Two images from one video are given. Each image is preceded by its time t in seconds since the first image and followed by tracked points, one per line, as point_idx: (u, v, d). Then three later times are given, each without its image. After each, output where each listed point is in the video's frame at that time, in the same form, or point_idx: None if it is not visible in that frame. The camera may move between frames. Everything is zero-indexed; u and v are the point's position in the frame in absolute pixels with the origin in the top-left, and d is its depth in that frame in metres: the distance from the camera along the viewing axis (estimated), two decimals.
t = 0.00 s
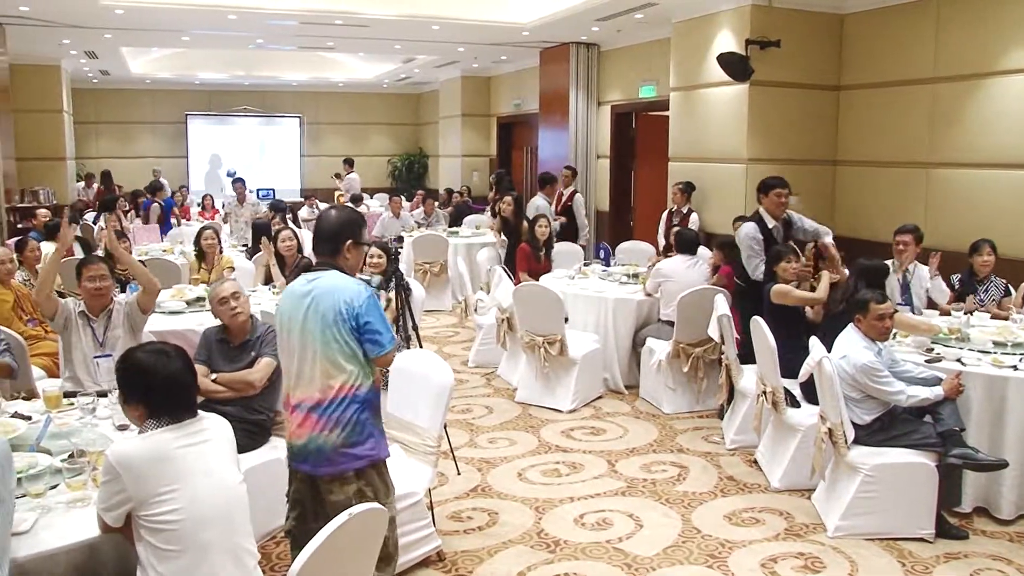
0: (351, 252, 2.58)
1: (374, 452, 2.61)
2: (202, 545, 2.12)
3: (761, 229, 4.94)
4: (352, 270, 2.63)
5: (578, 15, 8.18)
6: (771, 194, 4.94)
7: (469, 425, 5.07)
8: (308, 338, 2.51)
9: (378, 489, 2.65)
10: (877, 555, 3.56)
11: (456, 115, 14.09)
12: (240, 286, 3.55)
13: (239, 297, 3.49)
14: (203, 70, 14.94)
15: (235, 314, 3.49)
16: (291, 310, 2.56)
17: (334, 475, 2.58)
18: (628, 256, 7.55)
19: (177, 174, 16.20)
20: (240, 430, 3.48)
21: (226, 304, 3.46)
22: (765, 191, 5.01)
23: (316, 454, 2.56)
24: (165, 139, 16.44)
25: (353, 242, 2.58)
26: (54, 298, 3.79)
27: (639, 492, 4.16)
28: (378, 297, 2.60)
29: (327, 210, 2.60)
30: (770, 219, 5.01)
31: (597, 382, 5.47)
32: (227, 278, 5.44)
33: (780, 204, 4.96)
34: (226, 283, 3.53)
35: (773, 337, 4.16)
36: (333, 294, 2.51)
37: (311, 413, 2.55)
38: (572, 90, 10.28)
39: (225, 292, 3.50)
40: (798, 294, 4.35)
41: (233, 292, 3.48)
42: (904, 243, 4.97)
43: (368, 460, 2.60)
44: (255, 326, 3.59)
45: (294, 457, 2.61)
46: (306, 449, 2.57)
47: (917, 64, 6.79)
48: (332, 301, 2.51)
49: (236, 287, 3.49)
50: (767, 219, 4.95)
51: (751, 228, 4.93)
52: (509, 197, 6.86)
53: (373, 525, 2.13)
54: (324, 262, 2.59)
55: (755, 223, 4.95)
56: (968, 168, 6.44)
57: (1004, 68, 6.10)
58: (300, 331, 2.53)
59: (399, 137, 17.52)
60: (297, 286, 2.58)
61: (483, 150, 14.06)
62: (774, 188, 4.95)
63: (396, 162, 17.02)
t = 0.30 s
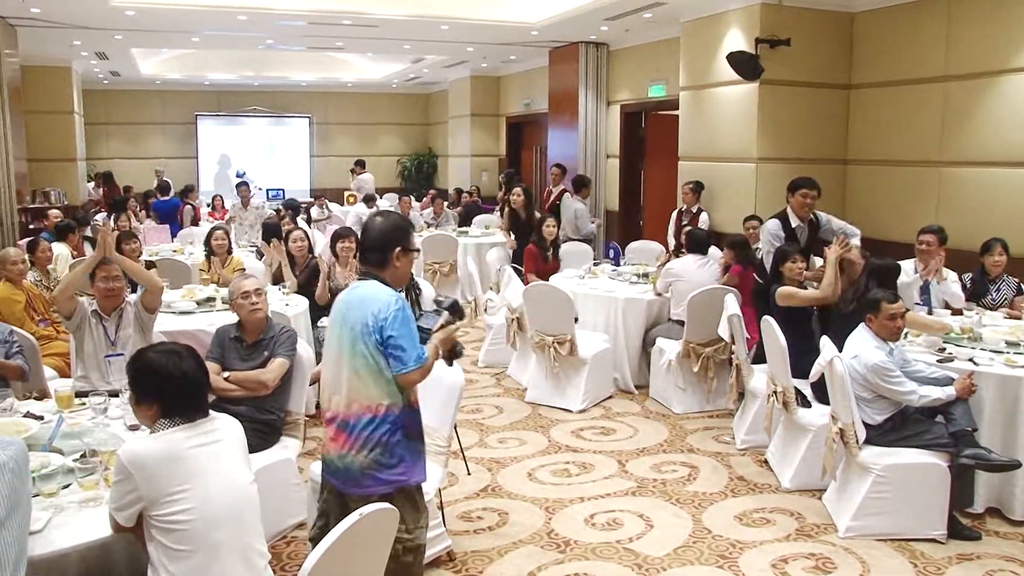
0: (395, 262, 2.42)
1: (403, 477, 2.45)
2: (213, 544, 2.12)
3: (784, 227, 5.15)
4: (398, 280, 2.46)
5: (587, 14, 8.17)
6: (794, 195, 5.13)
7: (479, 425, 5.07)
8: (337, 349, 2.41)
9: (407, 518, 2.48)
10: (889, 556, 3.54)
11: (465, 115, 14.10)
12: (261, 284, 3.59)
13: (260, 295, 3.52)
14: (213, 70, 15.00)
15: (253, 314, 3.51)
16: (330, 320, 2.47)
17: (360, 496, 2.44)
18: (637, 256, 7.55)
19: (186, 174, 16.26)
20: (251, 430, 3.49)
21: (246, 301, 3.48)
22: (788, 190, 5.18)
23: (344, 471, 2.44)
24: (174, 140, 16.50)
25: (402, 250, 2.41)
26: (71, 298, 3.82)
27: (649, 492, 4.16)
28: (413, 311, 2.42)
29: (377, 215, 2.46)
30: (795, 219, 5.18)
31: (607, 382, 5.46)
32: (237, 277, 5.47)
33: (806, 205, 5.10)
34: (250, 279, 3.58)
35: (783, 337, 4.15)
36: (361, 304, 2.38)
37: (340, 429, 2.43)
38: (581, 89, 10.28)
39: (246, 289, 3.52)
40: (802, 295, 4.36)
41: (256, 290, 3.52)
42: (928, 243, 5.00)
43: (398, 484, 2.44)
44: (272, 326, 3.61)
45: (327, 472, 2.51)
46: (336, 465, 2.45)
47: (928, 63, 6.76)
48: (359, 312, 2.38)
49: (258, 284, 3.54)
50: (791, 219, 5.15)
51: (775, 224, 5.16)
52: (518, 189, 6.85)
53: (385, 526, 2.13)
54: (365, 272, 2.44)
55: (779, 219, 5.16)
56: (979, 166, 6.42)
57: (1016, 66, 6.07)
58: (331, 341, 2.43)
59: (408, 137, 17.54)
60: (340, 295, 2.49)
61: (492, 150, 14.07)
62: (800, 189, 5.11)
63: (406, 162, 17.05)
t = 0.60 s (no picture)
0: (431, 263, 2.34)
1: (422, 486, 2.39)
2: (224, 543, 2.12)
3: (799, 226, 5.14)
4: (434, 281, 2.37)
5: (597, 14, 8.16)
6: (808, 195, 5.11)
7: (490, 424, 5.07)
8: (370, 348, 2.39)
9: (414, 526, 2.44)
10: (901, 556, 3.52)
11: (475, 115, 14.11)
12: (273, 284, 3.61)
13: (273, 295, 3.55)
14: (223, 71, 15.05)
15: (265, 314, 3.53)
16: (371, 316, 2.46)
17: (378, 498, 2.42)
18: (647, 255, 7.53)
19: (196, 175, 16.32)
20: (262, 430, 3.49)
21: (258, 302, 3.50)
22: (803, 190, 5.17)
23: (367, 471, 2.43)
24: (185, 141, 16.55)
25: (440, 249, 2.34)
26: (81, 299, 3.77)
27: (660, 492, 4.15)
28: (441, 316, 2.33)
29: (417, 212, 2.39)
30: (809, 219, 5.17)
31: (618, 381, 5.45)
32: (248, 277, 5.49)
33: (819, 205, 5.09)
34: (261, 279, 3.60)
35: (795, 337, 4.14)
36: (391, 305, 2.33)
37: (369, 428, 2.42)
38: (592, 89, 10.26)
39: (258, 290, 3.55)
40: (806, 305, 4.38)
41: (267, 290, 3.53)
42: (950, 242, 4.93)
43: (415, 492, 2.39)
44: (284, 326, 3.64)
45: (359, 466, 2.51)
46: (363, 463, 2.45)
47: (940, 61, 6.73)
48: (388, 313, 2.33)
49: (270, 283, 3.56)
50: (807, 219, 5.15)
51: (789, 224, 5.16)
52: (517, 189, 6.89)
53: (398, 525, 2.13)
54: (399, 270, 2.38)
55: (794, 220, 5.15)
56: (991, 165, 6.39)
57: None
58: (368, 338, 2.42)
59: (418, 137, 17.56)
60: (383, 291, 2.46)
61: (502, 150, 14.07)
62: (815, 189, 5.09)
63: (416, 162, 17.07)
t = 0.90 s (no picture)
0: (469, 262, 2.38)
1: (466, 481, 2.41)
2: (229, 538, 2.12)
3: (806, 224, 5.13)
4: (472, 280, 2.41)
5: (607, 12, 8.15)
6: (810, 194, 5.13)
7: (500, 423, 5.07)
8: (412, 347, 2.42)
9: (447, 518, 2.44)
10: (913, 556, 3.51)
11: (485, 113, 14.10)
12: (281, 283, 3.63)
13: (280, 294, 3.57)
14: (233, 70, 15.10)
15: (274, 314, 3.55)
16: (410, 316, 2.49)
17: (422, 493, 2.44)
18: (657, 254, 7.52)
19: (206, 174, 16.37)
20: (272, 428, 3.48)
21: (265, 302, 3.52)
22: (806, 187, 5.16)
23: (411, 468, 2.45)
24: (195, 140, 16.60)
25: (479, 249, 2.38)
26: (97, 297, 3.80)
27: (671, 491, 4.14)
28: (481, 313, 2.37)
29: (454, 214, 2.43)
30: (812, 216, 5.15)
31: (628, 380, 5.45)
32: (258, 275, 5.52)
33: (823, 203, 5.08)
34: (268, 279, 3.61)
35: (806, 335, 4.12)
36: (431, 304, 2.36)
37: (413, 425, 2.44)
38: (601, 88, 10.24)
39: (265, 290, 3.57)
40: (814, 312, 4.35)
41: (274, 290, 3.55)
42: (967, 240, 5.02)
43: (458, 487, 2.40)
44: (294, 325, 3.65)
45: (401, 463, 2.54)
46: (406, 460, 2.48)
47: (951, 58, 6.70)
48: (428, 312, 2.36)
49: (277, 283, 3.57)
50: (810, 216, 5.12)
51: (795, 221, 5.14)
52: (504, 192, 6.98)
53: (407, 525, 2.13)
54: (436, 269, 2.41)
55: (800, 217, 5.14)
56: (1002, 163, 6.36)
57: None
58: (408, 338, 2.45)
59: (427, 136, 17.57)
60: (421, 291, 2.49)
61: (511, 149, 14.06)
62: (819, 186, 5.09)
63: (425, 161, 17.09)
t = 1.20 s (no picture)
0: (509, 251, 2.42)
1: (532, 460, 2.42)
2: (227, 529, 2.14)
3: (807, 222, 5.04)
4: (512, 269, 2.45)
5: (616, 9, 8.14)
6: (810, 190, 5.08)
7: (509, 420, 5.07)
8: (461, 338, 2.45)
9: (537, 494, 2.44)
10: (923, 555, 3.49)
11: (494, 111, 14.11)
12: (289, 280, 3.64)
13: (288, 292, 3.58)
14: (243, 69, 15.15)
15: (282, 312, 3.57)
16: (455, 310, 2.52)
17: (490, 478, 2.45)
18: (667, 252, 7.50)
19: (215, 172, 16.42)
20: (281, 426, 3.46)
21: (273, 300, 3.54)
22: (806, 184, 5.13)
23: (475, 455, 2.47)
24: (204, 139, 16.65)
25: (517, 241, 2.43)
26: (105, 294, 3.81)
27: (680, 489, 4.14)
28: (526, 298, 2.41)
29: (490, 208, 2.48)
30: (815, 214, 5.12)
31: (637, 378, 5.45)
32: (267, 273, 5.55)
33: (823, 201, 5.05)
34: (275, 277, 3.62)
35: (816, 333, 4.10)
36: (476, 294, 2.40)
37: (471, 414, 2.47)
38: (610, 86, 10.23)
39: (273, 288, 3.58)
40: (828, 310, 4.34)
41: (281, 288, 3.56)
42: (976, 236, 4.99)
43: (525, 467, 2.42)
44: (303, 322, 3.67)
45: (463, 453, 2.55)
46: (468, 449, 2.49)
47: (962, 55, 6.67)
48: (475, 301, 2.40)
49: (285, 281, 3.58)
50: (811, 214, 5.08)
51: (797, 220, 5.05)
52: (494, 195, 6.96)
53: (414, 520, 2.13)
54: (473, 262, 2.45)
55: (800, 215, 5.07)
56: (1013, 160, 6.33)
57: None
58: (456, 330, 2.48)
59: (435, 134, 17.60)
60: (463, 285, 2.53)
61: (520, 147, 14.06)
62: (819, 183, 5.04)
63: (434, 159, 17.11)
